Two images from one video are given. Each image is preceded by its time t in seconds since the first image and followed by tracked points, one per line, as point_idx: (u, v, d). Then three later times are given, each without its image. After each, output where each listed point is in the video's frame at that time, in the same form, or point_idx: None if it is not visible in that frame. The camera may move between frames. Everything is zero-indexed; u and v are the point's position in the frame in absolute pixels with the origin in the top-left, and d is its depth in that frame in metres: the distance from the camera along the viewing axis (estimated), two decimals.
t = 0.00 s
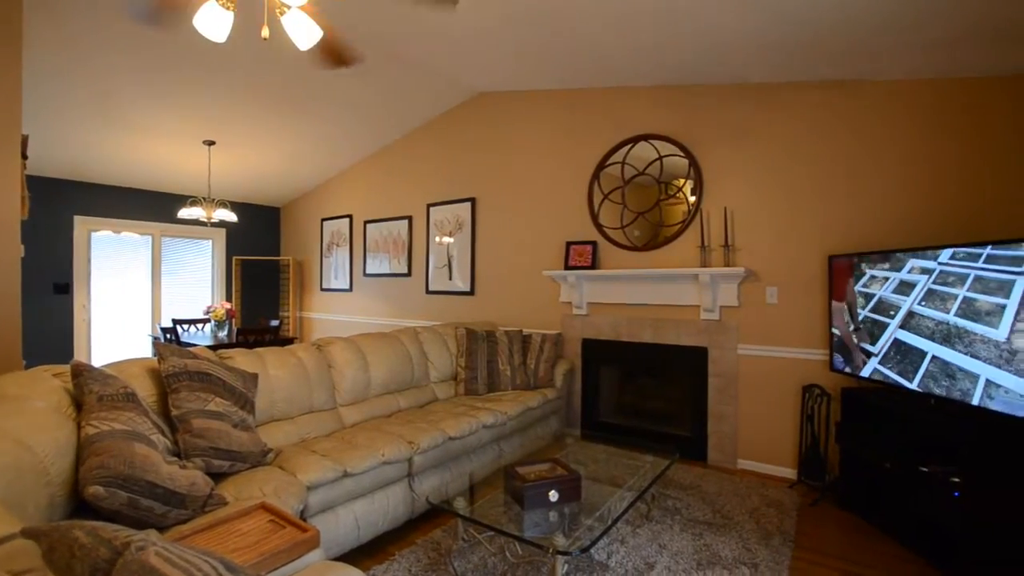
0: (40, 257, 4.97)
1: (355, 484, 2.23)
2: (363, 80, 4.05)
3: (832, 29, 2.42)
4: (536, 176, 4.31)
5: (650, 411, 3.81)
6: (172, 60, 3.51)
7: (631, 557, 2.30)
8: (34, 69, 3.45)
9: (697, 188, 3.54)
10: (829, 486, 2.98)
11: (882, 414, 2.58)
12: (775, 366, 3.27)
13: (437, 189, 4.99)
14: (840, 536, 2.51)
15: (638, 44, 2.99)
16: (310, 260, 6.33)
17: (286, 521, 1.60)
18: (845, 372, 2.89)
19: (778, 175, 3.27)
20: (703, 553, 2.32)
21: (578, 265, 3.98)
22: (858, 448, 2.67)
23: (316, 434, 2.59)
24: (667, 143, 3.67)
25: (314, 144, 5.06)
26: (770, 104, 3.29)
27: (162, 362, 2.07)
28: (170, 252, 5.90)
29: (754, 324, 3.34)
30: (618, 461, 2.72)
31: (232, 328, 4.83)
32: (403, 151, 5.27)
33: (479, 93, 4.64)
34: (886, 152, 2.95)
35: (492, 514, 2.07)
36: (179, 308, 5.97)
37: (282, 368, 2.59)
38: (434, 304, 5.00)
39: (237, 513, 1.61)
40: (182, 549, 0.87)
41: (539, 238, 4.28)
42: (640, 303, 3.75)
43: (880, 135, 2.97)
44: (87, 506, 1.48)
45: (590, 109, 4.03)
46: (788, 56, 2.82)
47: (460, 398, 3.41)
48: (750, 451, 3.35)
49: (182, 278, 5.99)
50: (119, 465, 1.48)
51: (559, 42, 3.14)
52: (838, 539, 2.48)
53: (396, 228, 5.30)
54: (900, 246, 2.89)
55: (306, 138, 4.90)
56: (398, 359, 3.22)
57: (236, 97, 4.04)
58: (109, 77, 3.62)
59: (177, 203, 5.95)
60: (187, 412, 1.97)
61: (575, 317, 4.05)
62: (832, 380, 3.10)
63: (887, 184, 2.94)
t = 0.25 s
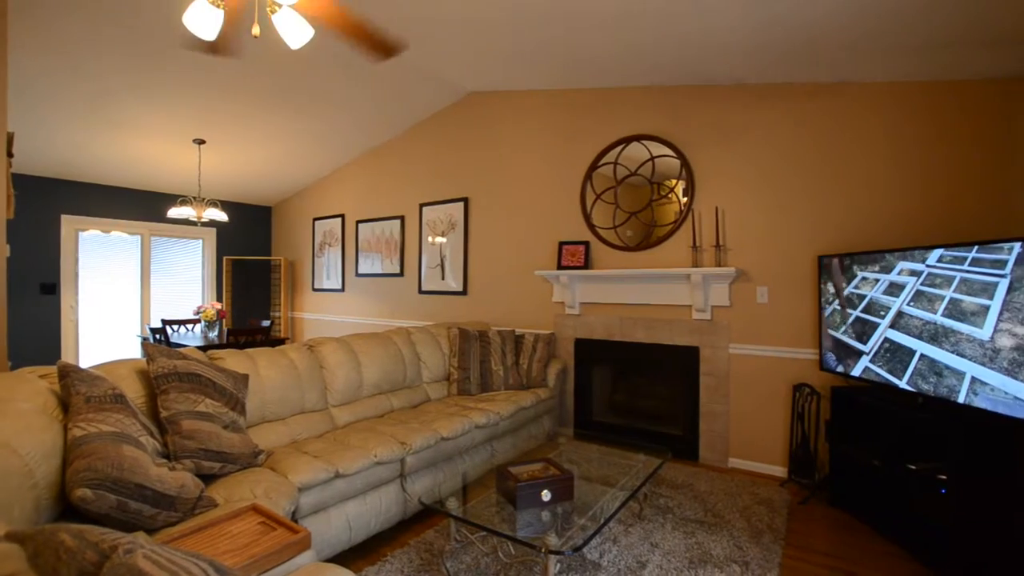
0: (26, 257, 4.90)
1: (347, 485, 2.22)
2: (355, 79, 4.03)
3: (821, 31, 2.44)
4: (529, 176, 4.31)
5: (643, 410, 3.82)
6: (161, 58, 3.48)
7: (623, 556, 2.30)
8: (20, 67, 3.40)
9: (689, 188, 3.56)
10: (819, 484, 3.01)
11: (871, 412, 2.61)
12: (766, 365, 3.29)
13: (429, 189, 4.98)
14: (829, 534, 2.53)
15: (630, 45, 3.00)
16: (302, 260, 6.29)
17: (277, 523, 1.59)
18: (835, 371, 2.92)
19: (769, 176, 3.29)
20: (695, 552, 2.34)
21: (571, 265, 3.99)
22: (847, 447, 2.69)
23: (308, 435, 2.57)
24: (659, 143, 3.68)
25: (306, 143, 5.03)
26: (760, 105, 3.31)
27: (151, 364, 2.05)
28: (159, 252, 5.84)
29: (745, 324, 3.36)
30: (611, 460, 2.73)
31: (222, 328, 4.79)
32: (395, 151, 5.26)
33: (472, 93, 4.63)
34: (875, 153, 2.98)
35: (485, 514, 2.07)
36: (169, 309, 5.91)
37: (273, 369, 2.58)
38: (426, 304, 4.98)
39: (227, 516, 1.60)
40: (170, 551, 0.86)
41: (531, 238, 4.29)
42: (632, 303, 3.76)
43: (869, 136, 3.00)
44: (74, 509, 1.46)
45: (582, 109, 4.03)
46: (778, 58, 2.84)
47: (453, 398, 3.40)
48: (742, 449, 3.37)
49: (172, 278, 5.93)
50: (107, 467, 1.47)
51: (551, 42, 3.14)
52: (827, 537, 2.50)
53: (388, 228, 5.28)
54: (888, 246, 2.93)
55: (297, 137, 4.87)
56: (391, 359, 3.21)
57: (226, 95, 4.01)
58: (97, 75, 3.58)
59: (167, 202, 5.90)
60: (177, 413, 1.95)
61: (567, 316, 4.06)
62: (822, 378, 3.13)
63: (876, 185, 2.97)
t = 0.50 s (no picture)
0: (11, 257, 4.84)
1: (338, 486, 2.21)
2: (346, 78, 4.01)
3: (810, 33, 2.46)
4: (521, 176, 4.32)
5: (634, 409, 3.84)
6: (149, 56, 3.44)
7: (615, 555, 2.31)
8: (5, 64, 3.36)
9: (680, 189, 3.58)
10: (808, 482, 3.03)
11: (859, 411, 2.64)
12: (756, 364, 3.32)
13: (422, 188, 4.97)
14: (818, 531, 2.55)
15: (621, 45, 3.01)
16: (293, 260, 6.26)
17: (268, 524, 1.58)
18: (824, 370, 2.94)
19: (758, 176, 3.32)
20: (686, 550, 2.35)
21: (563, 265, 3.99)
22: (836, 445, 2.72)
23: (299, 436, 2.56)
24: (651, 144, 3.70)
25: (296, 142, 5.00)
26: (751, 107, 3.34)
27: (140, 365, 2.03)
28: (148, 252, 5.78)
29: (736, 324, 3.38)
30: (603, 460, 2.74)
31: (212, 329, 4.74)
32: (387, 150, 5.24)
33: (464, 93, 4.63)
34: (863, 154, 3.01)
35: (477, 514, 2.07)
36: (158, 309, 5.85)
37: (264, 369, 2.56)
38: (418, 304, 4.97)
39: (216, 517, 1.59)
40: (158, 554, 0.86)
41: (524, 238, 4.29)
42: (624, 303, 3.78)
43: (857, 138, 3.03)
44: (60, 513, 1.44)
45: (575, 109, 4.04)
46: (768, 59, 2.86)
47: (446, 399, 3.40)
48: (733, 448, 3.39)
49: (161, 278, 5.87)
50: (95, 469, 1.45)
51: (542, 42, 3.15)
52: (816, 534, 2.52)
53: (380, 228, 5.26)
54: (876, 246, 2.96)
55: (288, 136, 4.84)
56: (383, 359, 3.20)
57: (216, 93, 3.98)
58: (84, 72, 3.54)
59: (156, 201, 5.84)
60: (165, 415, 1.93)
61: (560, 316, 4.07)
62: (811, 377, 3.15)
63: (865, 185, 3.00)
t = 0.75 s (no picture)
0: None
1: (329, 487, 2.20)
2: (338, 77, 3.99)
3: (799, 35, 2.48)
4: (514, 176, 4.32)
5: (626, 409, 3.85)
6: (137, 54, 3.40)
7: (607, 554, 2.32)
8: None
9: (671, 189, 3.60)
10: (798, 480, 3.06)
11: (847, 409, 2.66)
12: (747, 364, 3.34)
13: (414, 188, 4.95)
14: (808, 529, 2.58)
15: (613, 46, 3.02)
16: (284, 259, 6.21)
17: (258, 527, 1.57)
18: (813, 368, 2.97)
19: (749, 177, 3.34)
20: (678, 549, 2.36)
21: (555, 265, 4.00)
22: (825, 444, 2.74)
23: (289, 437, 2.54)
24: (643, 144, 3.71)
25: (287, 141, 4.96)
26: (742, 108, 3.36)
27: (128, 366, 2.01)
28: (137, 252, 5.72)
29: (726, 323, 3.41)
30: (595, 459, 2.75)
31: (201, 329, 4.69)
32: (379, 150, 5.22)
33: (456, 92, 4.62)
34: (852, 155, 3.04)
35: (469, 514, 2.07)
36: (147, 309, 5.79)
37: (254, 370, 2.54)
38: (410, 304, 4.96)
39: (206, 520, 1.58)
40: (145, 556, 0.85)
41: (516, 238, 4.29)
42: (616, 303, 3.79)
43: (846, 139, 3.06)
44: (45, 516, 1.42)
45: (567, 109, 4.05)
46: (758, 61, 2.88)
47: (438, 399, 3.39)
48: (723, 447, 3.41)
49: (149, 278, 5.81)
50: (81, 472, 1.43)
51: (534, 42, 3.15)
52: (805, 531, 2.55)
53: (372, 227, 5.24)
54: (864, 246, 2.99)
55: (278, 135, 4.81)
56: (374, 360, 3.19)
57: (205, 92, 3.94)
58: (70, 70, 3.50)
59: (144, 200, 5.77)
60: (154, 416, 1.91)
61: (552, 316, 4.07)
62: (801, 376, 3.18)
63: (853, 186, 3.03)
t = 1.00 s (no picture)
0: None
1: (320, 488, 2.19)
2: (329, 76, 3.97)
3: (789, 37, 2.50)
4: (506, 176, 4.31)
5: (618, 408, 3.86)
6: (125, 51, 3.37)
7: (599, 553, 2.33)
8: None
9: (663, 190, 3.61)
10: (787, 478, 3.09)
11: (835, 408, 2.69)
12: (737, 363, 3.37)
13: (406, 188, 4.93)
14: (797, 526, 2.60)
15: (604, 47, 3.03)
16: (275, 259, 6.17)
17: (247, 529, 1.55)
18: (801, 366, 3.00)
19: (739, 177, 3.37)
20: (669, 547, 2.37)
21: (547, 265, 4.00)
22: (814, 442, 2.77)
23: (280, 438, 2.52)
24: (635, 145, 3.73)
25: (278, 140, 4.93)
26: (732, 109, 3.38)
27: (115, 367, 1.99)
28: (125, 251, 5.65)
29: (717, 323, 3.43)
30: (587, 459, 2.75)
31: (190, 330, 4.64)
32: (371, 149, 5.19)
33: (448, 92, 4.61)
34: (840, 156, 3.07)
35: (461, 514, 2.06)
36: (135, 310, 5.73)
37: (244, 371, 2.52)
38: (402, 304, 4.94)
39: (195, 522, 1.56)
40: (133, 560, 0.84)
41: (508, 238, 4.29)
42: (608, 303, 3.80)
43: (835, 140, 3.09)
44: (29, 521, 1.40)
45: (559, 109, 4.05)
46: (748, 62, 2.91)
47: (430, 399, 3.38)
48: (714, 446, 3.43)
49: (137, 278, 5.75)
50: (66, 474, 1.41)
51: (526, 42, 3.15)
52: (795, 529, 2.57)
53: (364, 227, 5.21)
54: (853, 247, 3.02)
55: (269, 134, 4.77)
56: (366, 360, 3.17)
57: (194, 90, 3.90)
58: (56, 67, 3.45)
59: (132, 199, 5.71)
60: (142, 418, 1.89)
61: (544, 316, 4.08)
62: (791, 375, 3.21)
63: (842, 187, 3.07)
